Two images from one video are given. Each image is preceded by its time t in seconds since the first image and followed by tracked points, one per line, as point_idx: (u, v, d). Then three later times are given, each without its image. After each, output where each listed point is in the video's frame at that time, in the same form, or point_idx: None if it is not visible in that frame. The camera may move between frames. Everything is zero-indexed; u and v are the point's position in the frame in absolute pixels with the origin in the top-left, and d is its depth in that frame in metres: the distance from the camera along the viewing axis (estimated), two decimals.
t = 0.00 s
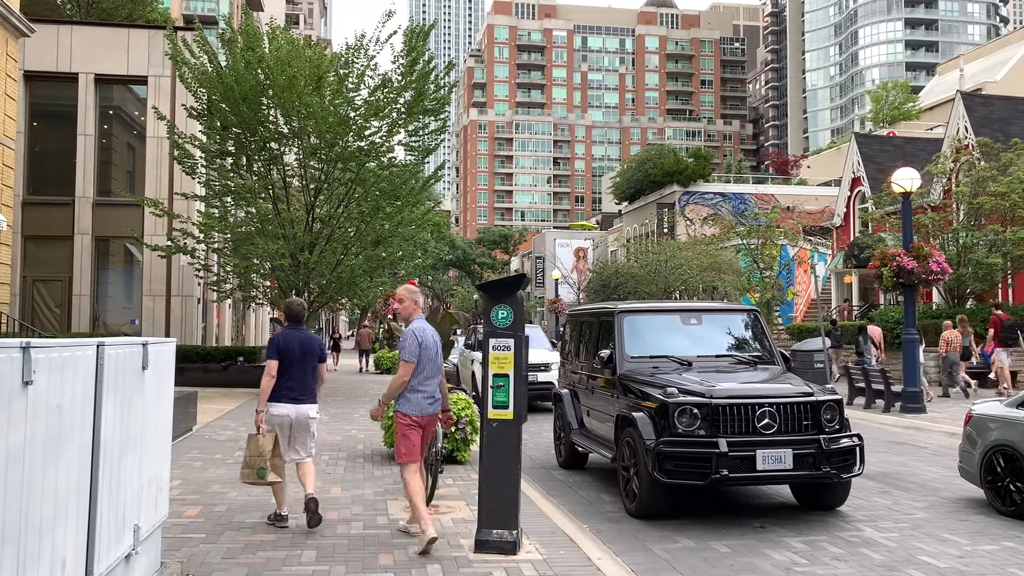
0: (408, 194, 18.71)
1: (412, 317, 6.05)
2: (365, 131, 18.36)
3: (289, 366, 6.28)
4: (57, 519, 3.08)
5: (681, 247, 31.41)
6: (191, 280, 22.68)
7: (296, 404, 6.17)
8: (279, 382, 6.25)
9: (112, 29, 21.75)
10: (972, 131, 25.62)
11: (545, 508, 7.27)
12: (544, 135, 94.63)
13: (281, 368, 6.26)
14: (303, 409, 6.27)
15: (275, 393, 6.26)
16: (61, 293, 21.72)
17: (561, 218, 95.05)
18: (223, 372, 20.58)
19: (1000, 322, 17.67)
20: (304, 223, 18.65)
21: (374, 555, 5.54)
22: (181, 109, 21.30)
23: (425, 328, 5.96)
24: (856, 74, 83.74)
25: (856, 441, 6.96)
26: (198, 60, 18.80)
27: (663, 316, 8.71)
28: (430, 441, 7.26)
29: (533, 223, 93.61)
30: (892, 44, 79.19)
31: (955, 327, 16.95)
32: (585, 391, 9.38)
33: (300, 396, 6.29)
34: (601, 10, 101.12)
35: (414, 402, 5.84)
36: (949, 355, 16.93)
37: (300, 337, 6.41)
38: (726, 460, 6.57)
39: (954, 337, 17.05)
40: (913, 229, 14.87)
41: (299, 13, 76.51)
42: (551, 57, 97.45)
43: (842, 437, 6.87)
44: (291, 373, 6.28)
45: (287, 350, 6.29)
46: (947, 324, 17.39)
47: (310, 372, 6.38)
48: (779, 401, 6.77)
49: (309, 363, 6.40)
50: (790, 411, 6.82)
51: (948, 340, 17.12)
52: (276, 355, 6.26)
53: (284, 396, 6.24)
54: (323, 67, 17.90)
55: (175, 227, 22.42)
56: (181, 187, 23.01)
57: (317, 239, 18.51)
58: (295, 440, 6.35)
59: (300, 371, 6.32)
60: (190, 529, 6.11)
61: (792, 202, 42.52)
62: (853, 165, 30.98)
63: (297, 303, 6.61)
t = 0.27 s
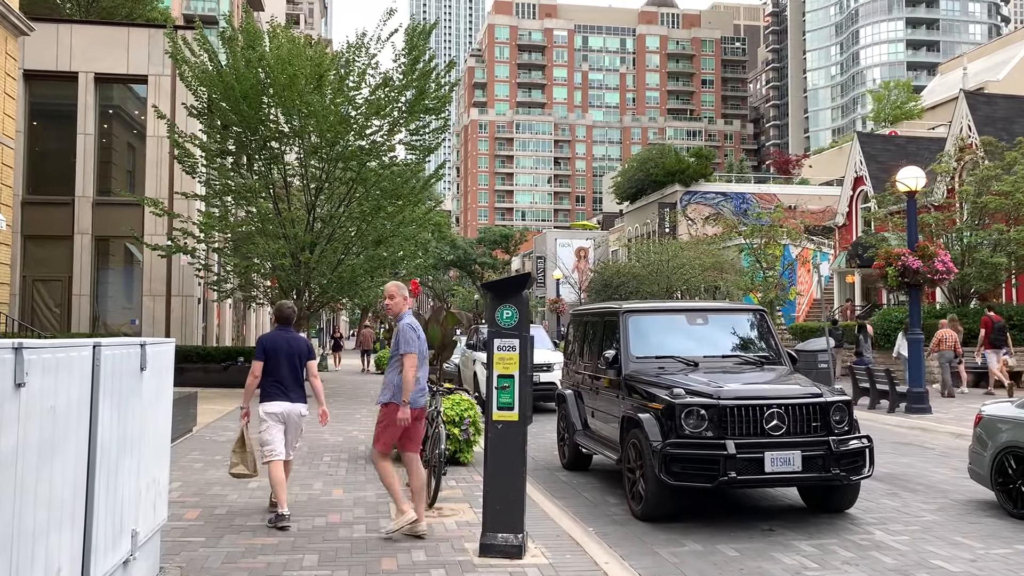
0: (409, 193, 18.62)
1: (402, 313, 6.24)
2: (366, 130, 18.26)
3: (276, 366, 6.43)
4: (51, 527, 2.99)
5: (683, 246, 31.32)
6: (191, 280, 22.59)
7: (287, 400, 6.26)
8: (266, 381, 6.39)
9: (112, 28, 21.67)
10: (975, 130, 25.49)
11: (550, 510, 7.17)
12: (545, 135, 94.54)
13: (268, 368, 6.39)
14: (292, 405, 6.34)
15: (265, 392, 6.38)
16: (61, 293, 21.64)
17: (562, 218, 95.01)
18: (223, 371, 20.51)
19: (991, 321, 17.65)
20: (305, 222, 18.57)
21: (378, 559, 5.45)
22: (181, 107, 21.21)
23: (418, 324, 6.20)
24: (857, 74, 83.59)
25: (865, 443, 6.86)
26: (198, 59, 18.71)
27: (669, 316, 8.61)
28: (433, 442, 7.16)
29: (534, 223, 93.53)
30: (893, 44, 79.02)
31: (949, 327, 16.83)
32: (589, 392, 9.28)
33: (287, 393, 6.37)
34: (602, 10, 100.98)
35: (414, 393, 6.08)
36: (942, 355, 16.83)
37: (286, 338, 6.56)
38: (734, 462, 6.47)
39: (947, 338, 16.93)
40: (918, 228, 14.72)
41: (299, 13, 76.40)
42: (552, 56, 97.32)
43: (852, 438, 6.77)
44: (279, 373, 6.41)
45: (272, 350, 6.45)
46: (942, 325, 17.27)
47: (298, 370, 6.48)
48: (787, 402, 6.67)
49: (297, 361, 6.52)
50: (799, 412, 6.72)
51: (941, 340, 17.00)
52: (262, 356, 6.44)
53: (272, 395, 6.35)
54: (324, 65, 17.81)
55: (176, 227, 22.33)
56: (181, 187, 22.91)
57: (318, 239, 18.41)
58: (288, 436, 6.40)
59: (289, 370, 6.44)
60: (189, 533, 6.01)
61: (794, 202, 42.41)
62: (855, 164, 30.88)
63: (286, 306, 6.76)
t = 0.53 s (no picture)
0: (410, 192, 18.50)
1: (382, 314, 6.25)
2: (367, 128, 18.14)
3: (269, 361, 6.62)
4: (41, 531, 2.90)
5: (684, 246, 31.24)
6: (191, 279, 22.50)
7: (280, 395, 6.51)
8: (259, 376, 6.59)
9: (112, 26, 21.59)
10: (978, 129, 25.36)
11: (553, 512, 7.08)
12: (545, 135, 94.49)
13: (261, 363, 6.59)
14: (283, 399, 6.60)
15: (256, 386, 6.59)
16: (60, 292, 21.54)
17: (562, 217, 94.97)
18: (223, 371, 20.41)
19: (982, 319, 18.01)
20: (305, 221, 18.49)
21: (379, 562, 5.35)
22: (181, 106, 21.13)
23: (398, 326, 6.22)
24: (858, 73, 83.44)
25: (874, 444, 6.75)
26: (198, 56, 18.61)
27: (673, 315, 8.50)
28: (435, 443, 7.07)
29: (534, 222, 93.46)
30: (894, 43, 78.86)
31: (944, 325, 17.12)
32: (592, 391, 9.18)
33: (280, 389, 6.61)
34: (603, 10, 100.89)
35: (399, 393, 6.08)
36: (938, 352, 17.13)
37: (279, 334, 6.75)
38: (741, 463, 6.38)
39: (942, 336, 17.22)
40: (922, 226, 14.62)
41: (300, 12, 76.37)
42: (553, 56, 97.23)
43: (860, 439, 6.66)
44: (271, 367, 6.61)
45: (266, 347, 6.64)
46: (936, 324, 17.54)
47: (290, 367, 6.70)
48: (794, 402, 6.57)
49: (289, 358, 6.73)
50: (806, 412, 6.62)
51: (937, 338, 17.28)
52: (255, 351, 6.60)
53: (264, 390, 6.57)
54: (324, 63, 17.70)
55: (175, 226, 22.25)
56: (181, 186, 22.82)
57: (318, 238, 18.31)
58: (277, 430, 6.69)
59: (281, 366, 6.66)
60: (187, 534, 5.92)
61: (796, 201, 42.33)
62: (857, 163, 30.78)
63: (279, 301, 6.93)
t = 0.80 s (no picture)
0: (410, 191, 18.40)
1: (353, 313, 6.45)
2: (366, 127, 18.05)
3: (257, 364, 6.89)
4: (24, 541, 2.79)
5: (685, 246, 31.15)
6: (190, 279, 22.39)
7: (262, 397, 6.74)
8: (247, 378, 6.85)
9: (110, 25, 21.50)
10: (981, 128, 25.23)
11: (554, 516, 6.98)
12: (545, 135, 94.44)
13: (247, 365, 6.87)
14: (268, 400, 6.84)
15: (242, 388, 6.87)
16: (59, 292, 21.44)
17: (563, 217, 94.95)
18: (222, 372, 20.30)
19: (969, 321, 18.16)
20: (305, 221, 18.39)
21: (376, 568, 5.24)
22: (180, 105, 21.03)
23: (369, 324, 6.39)
24: (858, 73, 83.34)
25: (880, 446, 6.64)
26: (196, 55, 18.50)
27: (676, 315, 8.39)
28: (435, 446, 6.96)
29: (535, 222, 93.39)
30: (894, 43, 78.71)
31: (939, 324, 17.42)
32: (593, 393, 9.08)
33: (267, 390, 6.87)
34: (603, 9, 100.79)
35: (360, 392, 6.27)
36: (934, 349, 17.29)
37: (268, 338, 7.03)
38: (745, 466, 6.27)
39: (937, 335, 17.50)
40: (926, 226, 14.49)
41: (300, 13, 76.33)
42: (553, 56, 97.13)
43: (865, 441, 6.56)
44: (258, 369, 6.88)
45: (254, 350, 6.91)
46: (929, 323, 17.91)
47: (276, 368, 6.96)
48: (799, 404, 6.46)
49: (277, 360, 7.00)
50: (812, 414, 6.51)
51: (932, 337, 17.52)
52: (244, 354, 6.87)
53: (249, 391, 6.85)
54: (323, 62, 17.61)
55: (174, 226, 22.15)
56: (180, 186, 22.71)
57: (317, 237, 18.21)
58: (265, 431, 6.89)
59: (267, 368, 6.92)
60: (182, 539, 5.81)
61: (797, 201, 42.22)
62: (859, 163, 30.67)
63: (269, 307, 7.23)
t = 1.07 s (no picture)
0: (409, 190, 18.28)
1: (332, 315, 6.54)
2: (366, 126, 17.94)
3: (244, 359, 7.33)
4: (6, 550, 2.69)
5: (686, 245, 31.05)
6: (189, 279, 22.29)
7: (253, 393, 7.24)
8: (236, 373, 7.30)
9: (109, 23, 21.39)
10: (984, 127, 25.10)
11: (556, 519, 6.87)
12: (546, 134, 94.36)
13: (237, 362, 7.30)
14: (257, 395, 7.33)
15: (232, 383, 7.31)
16: (57, 292, 21.34)
17: (563, 217, 94.87)
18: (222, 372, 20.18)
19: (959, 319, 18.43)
20: (304, 221, 18.28)
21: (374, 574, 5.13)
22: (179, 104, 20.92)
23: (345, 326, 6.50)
24: (858, 73, 83.20)
25: (887, 448, 6.53)
26: (195, 53, 18.38)
27: (679, 315, 8.27)
28: (435, 448, 6.85)
29: (535, 222, 93.32)
30: (895, 42, 78.54)
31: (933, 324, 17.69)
32: (595, 393, 8.96)
33: (254, 384, 7.35)
34: (603, 9, 100.69)
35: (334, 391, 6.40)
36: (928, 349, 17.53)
37: (254, 334, 7.46)
38: (750, 469, 6.16)
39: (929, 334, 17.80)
40: (929, 225, 14.36)
41: (300, 12, 76.28)
42: (553, 56, 97.04)
43: (872, 443, 6.45)
44: (246, 365, 7.33)
45: (241, 345, 7.35)
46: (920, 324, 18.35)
47: (264, 364, 7.40)
48: (805, 406, 6.34)
49: (264, 355, 7.43)
50: (819, 416, 6.39)
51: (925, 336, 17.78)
52: (232, 349, 7.33)
53: (239, 386, 7.31)
54: (323, 60, 17.49)
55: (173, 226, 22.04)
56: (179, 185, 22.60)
57: (316, 236, 18.09)
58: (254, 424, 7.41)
59: (255, 364, 7.36)
60: (177, 543, 5.70)
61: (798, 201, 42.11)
62: (860, 162, 30.56)
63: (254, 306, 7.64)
